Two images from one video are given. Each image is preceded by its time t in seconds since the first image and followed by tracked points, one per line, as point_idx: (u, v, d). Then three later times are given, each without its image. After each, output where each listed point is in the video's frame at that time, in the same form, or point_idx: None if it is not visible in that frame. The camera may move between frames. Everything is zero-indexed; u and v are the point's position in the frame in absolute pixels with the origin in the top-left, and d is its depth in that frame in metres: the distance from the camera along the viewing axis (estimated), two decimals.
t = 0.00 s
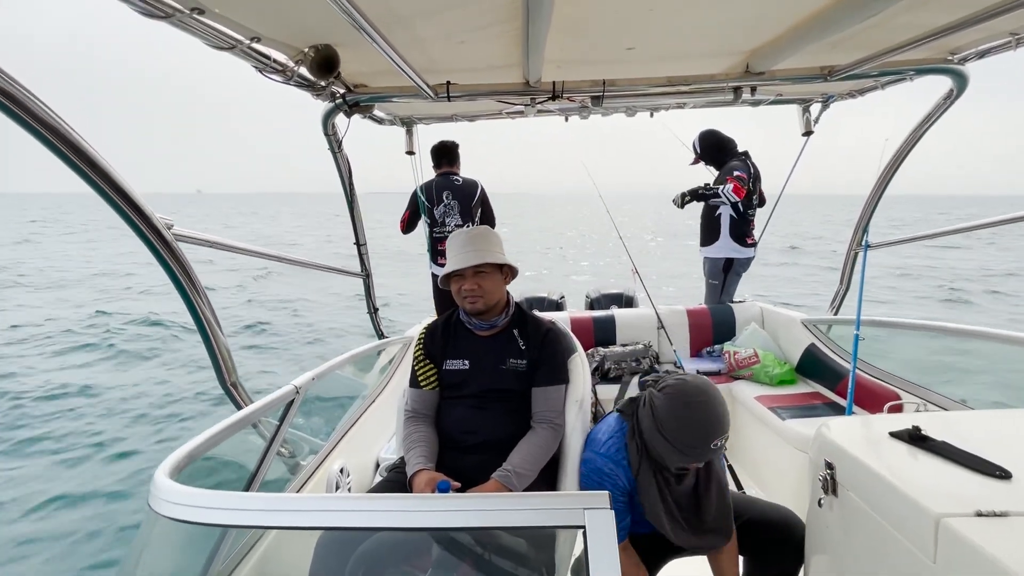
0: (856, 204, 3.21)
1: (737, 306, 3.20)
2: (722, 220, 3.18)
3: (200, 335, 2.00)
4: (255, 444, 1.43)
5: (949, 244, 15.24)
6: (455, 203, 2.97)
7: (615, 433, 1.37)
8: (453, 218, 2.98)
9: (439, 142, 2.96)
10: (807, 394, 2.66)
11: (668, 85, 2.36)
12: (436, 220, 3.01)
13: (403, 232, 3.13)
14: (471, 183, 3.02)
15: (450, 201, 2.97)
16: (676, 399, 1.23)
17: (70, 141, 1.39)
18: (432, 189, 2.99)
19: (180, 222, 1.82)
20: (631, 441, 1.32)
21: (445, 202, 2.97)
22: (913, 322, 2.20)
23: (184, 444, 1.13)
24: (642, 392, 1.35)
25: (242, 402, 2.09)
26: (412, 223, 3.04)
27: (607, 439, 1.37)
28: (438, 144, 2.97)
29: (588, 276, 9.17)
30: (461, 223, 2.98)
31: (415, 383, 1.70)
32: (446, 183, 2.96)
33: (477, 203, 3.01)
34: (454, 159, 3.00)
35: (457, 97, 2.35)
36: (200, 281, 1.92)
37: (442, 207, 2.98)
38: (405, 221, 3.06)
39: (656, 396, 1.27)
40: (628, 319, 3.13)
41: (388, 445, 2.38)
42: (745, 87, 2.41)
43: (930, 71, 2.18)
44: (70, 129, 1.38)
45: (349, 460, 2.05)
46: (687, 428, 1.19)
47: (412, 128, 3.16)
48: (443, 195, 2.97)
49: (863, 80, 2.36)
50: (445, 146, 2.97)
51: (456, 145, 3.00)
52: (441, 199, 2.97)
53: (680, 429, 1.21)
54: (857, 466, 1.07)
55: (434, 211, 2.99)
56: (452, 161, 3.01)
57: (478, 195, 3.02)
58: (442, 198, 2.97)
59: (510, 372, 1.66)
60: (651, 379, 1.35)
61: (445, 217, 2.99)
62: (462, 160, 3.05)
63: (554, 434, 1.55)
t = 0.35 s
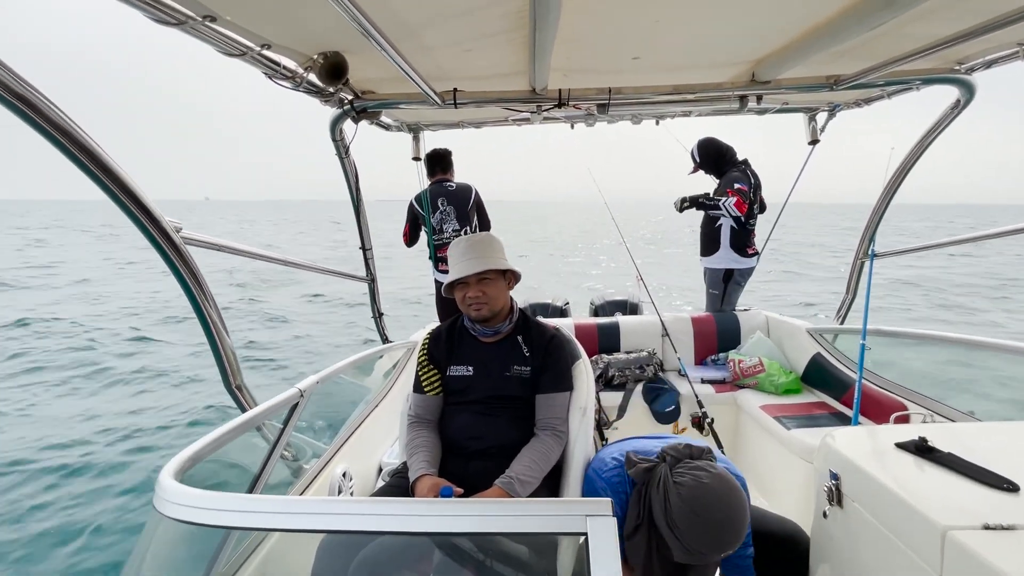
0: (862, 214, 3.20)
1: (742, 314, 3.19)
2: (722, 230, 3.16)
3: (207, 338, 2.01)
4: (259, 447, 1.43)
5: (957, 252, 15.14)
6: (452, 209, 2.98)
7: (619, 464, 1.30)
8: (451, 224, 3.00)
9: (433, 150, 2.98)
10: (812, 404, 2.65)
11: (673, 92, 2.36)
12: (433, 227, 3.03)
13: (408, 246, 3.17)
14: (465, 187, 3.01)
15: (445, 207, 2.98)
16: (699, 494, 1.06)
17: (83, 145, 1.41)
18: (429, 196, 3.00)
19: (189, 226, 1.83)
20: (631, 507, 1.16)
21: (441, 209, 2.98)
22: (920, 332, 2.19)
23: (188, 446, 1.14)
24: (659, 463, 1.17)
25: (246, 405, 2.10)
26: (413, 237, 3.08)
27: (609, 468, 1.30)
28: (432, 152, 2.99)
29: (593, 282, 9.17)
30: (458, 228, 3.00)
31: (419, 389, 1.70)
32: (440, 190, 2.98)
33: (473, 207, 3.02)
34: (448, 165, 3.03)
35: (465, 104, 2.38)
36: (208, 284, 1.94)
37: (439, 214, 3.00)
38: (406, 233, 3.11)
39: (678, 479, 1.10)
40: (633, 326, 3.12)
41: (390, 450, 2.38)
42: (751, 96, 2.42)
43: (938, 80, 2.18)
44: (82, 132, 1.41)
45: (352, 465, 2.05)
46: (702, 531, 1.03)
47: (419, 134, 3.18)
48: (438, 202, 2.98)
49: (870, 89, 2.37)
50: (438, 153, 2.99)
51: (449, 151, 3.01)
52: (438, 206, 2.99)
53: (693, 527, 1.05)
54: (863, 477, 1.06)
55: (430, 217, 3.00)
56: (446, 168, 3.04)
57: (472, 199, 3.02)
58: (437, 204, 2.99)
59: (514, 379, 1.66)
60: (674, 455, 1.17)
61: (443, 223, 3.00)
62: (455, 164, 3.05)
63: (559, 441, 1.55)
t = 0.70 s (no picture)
0: (869, 226, 3.19)
1: (747, 325, 3.19)
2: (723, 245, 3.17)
3: (214, 337, 2.03)
4: (262, 448, 1.44)
5: (966, 264, 15.02)
6: (464, 215, 3.00)
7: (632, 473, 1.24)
8: (463, 230, 3.01)
9: (442, 155, 3.00)
10: (816, 417, 2.63)
11: (681, 103, 2.38)
12: (444, 233, 3.03)
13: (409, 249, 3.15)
14: (478, 195, 3.04)
15: (459, 213, 2.99)
16: (713, 502, 1.04)
17: (101, 147, 1.45)
18: (441, 203, 3.01)
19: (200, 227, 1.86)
20: (645, 515, 1.14)
21: (454, 215, 2.99)
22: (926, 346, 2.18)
23: (194, 444, 1.15)
24: (673, 470, 1.15)
25: (251, 406, 2.12)
26: (417, 238, 3.05)
27: (621, 476, 1.25)
28: (442, 156, 3.01)
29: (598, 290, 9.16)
30: (470, 235, 3.01)
31: (424, 393, 1.71)
32: (454, 197, 3.00)
33: (485, 215, 3.06)
34: (458, 169, 3.03)
35: (474, 112, 2.41)
36: (217, 285, 1.96)
37: (451, 220, 3.00)
38: (409, 237, 3.08)
39: (692, 487, 1.08)
40: (637, 335, 3.12)
41: (393, 454, 2.38)
42: (758, 107, 2.43)
43: (947, 95, 2.18)
44: (101, 135, 1.44)
45: (354, 467, 2.06)
46: (716, 541, 1.01)
47: (428, 140, 3.21)
48: (452, 207, 2.99)
49: (878, 102, 2.37)
50: (447, 158, 3.00)
51: (460, 156, 3.03)
52: (451, 212, 2.99)
53: (706, 537, 1.02)
54: (866, 490, 1.06)
55: (443, 224, 3.01)
56: (457, 172, 3.03)
57: (485, 208, 3.05)
58: (450, 210, 2.99)
59: (521, 381, 1.67)
60: (688, 462, 1.15)
61: (455, 229, 3.01)
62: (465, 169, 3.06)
63: (561, 442, 1.55)
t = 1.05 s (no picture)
0: (876, 234, 3.18)
1: (752, 334, 3.18)
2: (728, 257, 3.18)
3: (221, 343, 2.04)
4: (268, 453, 1.45)
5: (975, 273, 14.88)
6: (475, 223, 3.01)
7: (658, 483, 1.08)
8: (472, 237, 3.02)
9: (462, 160, 3.00)
10: (823, 426, 2.60)
11: (685, 112, 2.39)
12: (454, 239, 3.05)
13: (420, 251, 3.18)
14: (491, 204, 3.06)
15: (470, 220, 3.01)
16: (742, 516, 0.90)
17: (115, 156, 1.47)
18: (453, 208, 3.02)
19: (210, 233, 1.89)
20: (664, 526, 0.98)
21: (465, 222, 3.01)
22: (934, 355, 2.16)
23: (201, 449, 1.16)
24: (703, 480, 1.00)
25: (256, 411, 2.13)
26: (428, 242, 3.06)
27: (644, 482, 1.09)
28: (461, 161, 3.02)
29: (603, 297, 9.14)
30: (479, 242, 3.03)
31: (428, 400, 1.71)
32: (467, 204, 3.00)
33: (496, 224, 3.07)
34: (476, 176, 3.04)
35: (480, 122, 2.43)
36: (225, 291, 1.98)
37: (462, 226, 3.02)
38: (421, 240, 3.10)
39: (720, 498, 0.93)
40: (642, 343, 3.11)
41: (397, 460, 2.38)
42: (763, 116, 2.43)
43: (951, 103, 2.18)
44: (115, 143, 1.47)
45: (358, 474, 2.06)
46: (739, 561, 0.87)
47: (434, 148, 3.23)
48: (463, 214, 3.00)
49: (883, 111, 2.38)
50: (465, 162, 3.01)
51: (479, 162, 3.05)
52: (462, 219, 3.01)
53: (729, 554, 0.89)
54: (874, 500, 1.05)
55: (454, 229, 3.03)
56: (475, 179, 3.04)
57: (496, 217, 3.06)
58: (462, 217, 3.01)
59: (528, 381, 1.68)
60: (719, 473, 1.00)
61: (464, 236, 3.03)
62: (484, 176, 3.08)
63: (556, 434, 1.56)
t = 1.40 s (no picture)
0: (886, 241, 3.15)
1: (761, 342, 3.14)
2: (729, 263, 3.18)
3: (229, 348, 2.06)
4: (273, 460, 1.45)
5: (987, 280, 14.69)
6: (484, 229, 3.01)
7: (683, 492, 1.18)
8: (481, 243, 3.02)
9: (471, 168, 3.03)
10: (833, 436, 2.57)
11: (692, 119, 2.39)
12: (462, 245, 3.05)
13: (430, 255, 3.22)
14: (500, 212, 3.07)
15: (478, 226, 3.01)
16: (764, 533, 1.00)
17: (127, 163, 1.50)
18: (461, 214, 3.03)
19: (219, 240, 1.91)
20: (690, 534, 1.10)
21: (473, 228, 3.01)
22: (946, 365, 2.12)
23: (208, 455, 1.17)
24: (726, 491, 1.10)
25: (263, 417, 2.14)
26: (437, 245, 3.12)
27: (670, 494, 1.19)
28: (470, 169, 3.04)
29: (609, 305, 9.10)
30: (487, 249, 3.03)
31: (431, 408, 1.70)
32: (476, 210, 3.01)
33: (505, 232, 3.06)
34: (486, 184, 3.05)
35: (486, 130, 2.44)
36: (234, 298, 2.00)
37: (470, 232, 3.02)
38: (431, 243, 3.14)
39: (744, 513, 1.04)
40: (649, 351, 3.09)
41: (402, 468, 2.38)
42: (770, 123, 2.42)
43: (960, 110, 2.16)
44: (127, 151, 1.49)
45: (364, 481, 2.05)
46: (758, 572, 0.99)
47: (441, 155, 3.25)
48: (472, 220, 3.01)
49: (892, 118, 2.36)
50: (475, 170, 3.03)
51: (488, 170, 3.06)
52: (470, 225, 3.01)
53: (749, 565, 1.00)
54: (886, 512, 1.03)
55: (462, 235, 3.03)
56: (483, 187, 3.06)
57: (505, 225, 3.07)
58: (470, 223, 3.01)
59: (529, 397, 1.66)
60: (743, 487, 1.10)
61: (473, 241, 3.03)
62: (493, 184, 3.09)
63: (570, 456, 1.55)
